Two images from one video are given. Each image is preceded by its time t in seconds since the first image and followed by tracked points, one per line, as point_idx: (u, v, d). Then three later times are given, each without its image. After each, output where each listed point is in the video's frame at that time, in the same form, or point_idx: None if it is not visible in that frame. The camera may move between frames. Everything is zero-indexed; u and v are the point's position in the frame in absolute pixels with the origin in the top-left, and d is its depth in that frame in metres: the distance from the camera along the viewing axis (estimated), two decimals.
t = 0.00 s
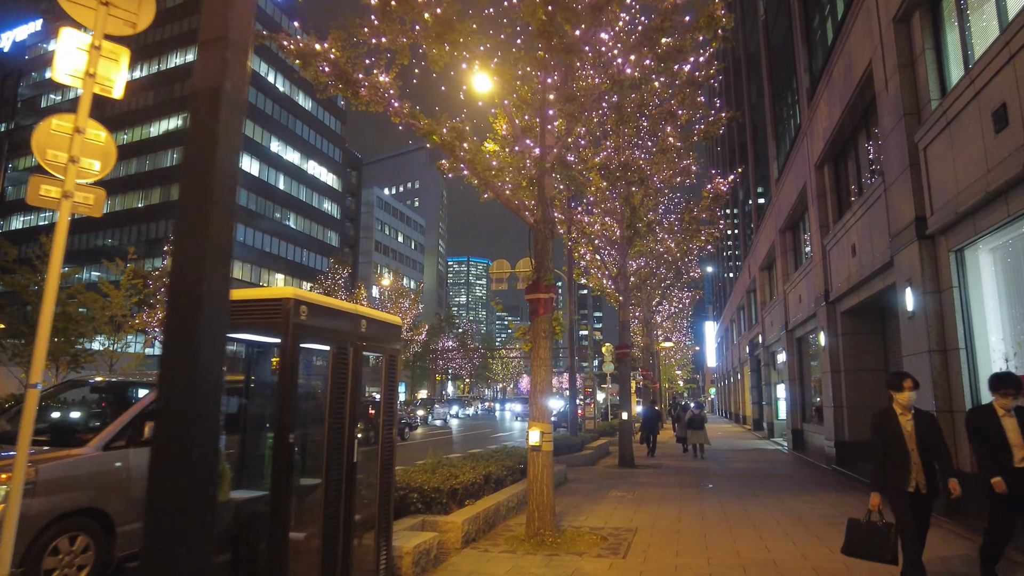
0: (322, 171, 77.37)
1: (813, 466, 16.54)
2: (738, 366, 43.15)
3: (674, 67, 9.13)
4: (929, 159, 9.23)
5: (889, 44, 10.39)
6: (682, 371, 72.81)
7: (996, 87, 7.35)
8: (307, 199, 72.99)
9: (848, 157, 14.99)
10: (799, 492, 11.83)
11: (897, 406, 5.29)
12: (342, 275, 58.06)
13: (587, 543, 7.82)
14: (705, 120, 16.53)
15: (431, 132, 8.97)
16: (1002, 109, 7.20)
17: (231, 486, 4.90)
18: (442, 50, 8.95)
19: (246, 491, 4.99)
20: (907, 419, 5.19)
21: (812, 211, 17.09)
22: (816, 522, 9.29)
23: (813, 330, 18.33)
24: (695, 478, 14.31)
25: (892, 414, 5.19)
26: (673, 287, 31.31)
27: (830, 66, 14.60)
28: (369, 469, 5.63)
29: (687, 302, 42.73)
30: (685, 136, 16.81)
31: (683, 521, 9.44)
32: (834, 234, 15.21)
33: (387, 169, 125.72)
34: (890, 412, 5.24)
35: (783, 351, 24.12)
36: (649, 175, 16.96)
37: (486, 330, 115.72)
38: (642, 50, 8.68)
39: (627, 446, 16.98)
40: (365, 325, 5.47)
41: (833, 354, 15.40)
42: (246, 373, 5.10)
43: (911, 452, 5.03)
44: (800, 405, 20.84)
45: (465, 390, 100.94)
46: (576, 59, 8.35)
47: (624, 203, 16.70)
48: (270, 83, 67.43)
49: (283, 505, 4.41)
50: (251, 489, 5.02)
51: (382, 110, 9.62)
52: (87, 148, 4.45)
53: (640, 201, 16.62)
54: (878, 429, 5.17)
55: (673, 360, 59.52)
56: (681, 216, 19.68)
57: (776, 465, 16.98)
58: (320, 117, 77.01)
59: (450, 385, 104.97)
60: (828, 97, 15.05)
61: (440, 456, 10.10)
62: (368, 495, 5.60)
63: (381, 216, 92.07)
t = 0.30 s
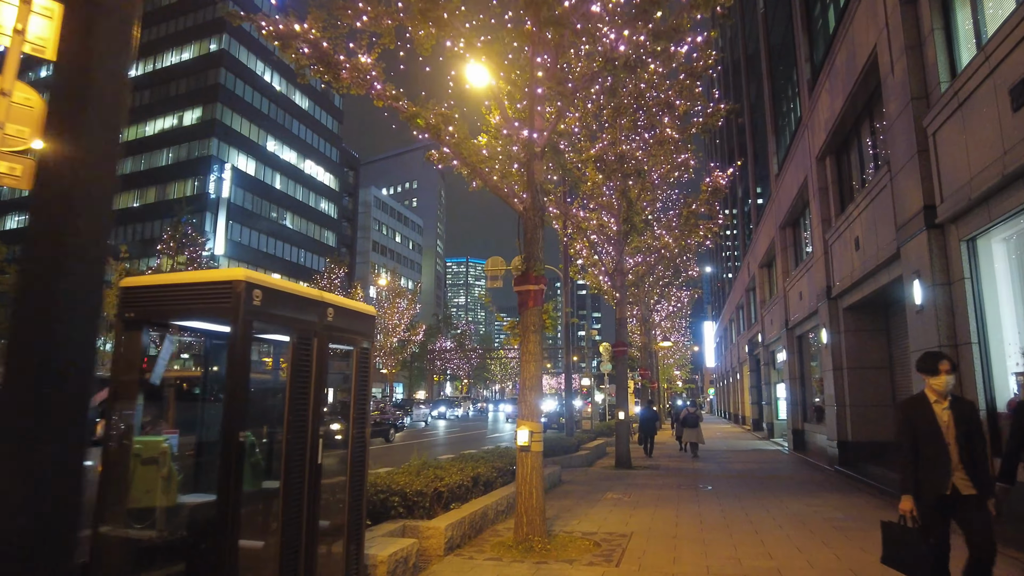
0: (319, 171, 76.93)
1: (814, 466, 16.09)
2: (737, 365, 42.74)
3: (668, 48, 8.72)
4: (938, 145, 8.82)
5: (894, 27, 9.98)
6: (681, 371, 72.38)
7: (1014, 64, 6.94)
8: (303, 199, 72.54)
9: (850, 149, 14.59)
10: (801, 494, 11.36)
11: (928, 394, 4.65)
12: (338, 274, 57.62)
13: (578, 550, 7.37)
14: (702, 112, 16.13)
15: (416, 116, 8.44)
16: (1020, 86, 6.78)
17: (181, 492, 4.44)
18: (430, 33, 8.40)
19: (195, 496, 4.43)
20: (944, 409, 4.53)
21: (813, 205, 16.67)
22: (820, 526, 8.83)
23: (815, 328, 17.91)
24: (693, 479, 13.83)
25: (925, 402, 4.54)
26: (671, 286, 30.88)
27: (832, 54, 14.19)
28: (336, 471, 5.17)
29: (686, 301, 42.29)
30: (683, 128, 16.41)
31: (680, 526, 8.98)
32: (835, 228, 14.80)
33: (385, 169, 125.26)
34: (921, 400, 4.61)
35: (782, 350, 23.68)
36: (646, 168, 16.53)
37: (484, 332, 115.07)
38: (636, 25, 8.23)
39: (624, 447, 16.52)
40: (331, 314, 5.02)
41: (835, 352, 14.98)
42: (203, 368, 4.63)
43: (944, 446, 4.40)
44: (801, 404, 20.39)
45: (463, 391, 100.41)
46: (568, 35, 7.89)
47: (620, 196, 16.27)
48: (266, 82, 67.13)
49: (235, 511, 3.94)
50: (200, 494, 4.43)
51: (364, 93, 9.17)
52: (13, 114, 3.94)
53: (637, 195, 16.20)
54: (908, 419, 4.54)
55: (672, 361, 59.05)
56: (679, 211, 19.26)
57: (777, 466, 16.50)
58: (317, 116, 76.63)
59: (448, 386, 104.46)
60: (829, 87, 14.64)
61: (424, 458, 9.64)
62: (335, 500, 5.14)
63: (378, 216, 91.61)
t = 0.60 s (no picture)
0: (316, 170, 76.50)
1: (818, 469, 15.63)
2: (736, 365, 42.35)
3: (666, 26, 8.28)
4: (952, 132, 8.35)
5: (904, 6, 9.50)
6: (681, 371, 71.96)
7: None
8: (301, 198, 72.10)
9: (855, 141, 14.13)
10: (807, 498, 10.88)
11: (995, 402, 3.67)
12: (335, 273, 57.19)
13: (571, 562, 6.82)
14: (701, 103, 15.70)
15: (399, 99, 7.94)
16: None
17: (119, 502, 3.80)
18: (417, 14, 7.95)
19: (136, 505, 3.68)
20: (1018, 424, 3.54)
21: (816, 199, 16.23)
22: (824, 532, 8.42)
23: (818, 325, 17.46)
24: (693, 482, 13.36)
25: (991, 413, 3.56)
26: (671, 284, 30.49)
27: (836, 43, 13.74)
28: (299, 477, 4.70)
29: (684, 300, 41.97)
30: (682, 120, 15.99)
31: (680, 532, 8.52)
32: (840, 223, 14.35)
33: (384, 169, 125.05)
34: (981, 407, 3.66)
35: (784, 349, 23.24)
36: (644, 160, 16.12)
37: (483, 331, 114.71)
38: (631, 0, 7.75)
39: (622, 447, 16.14)
40: (293, 305, 4.57)
41: (840, 351, 14.54)
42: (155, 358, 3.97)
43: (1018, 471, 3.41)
44: (804, 404, 19.94)
45: (462, 391, 100.07)
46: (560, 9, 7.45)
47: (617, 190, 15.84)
48: (263, 80, 66.84)
49: (170, 528, 3.48)
50: (141, 502, 3.65)
51: (346, 76, 8.74)
52: None
53: (634, 189, 15.78)
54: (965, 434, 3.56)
55: (671, 360, 58.72)
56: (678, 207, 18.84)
57: (780, 468, 16.04)
58: (315, 114, 76.23)
59: (447, 386, 104.13)
60: (834, 76, 14.18)
61: (409, 462, 9.16)
62: (298, 509, 4.66)
63: (376, 216, 91.19)
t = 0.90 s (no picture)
0: (314, 168, 76.05)
1: (822, 470, 15.19)
2: (736, 365, 41.90)
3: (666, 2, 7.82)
4: (969, 115, 7.86)
5: None
6: (682, 371, 71.56)
7: None
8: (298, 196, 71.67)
9: (862, 131, 13.65)
10: (811, 501, 10.40)
11: None
12: (332, 272, 56.77)
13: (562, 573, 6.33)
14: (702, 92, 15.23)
15: (381, 78, 7.49)
16: None
17: (39, 512, 3.24)
18: None
19: (46, 516, 3.17)
20: None
21: (820, 192, 15.78)
22: (832, 537, 7.98)
23: (822, 322, 16.99)
24: (692, 484, 12.89)
25: None
26: (671, 282, 30.04)
27: (841, 29, 13.27)
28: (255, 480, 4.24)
29: (683, 299, 41.54)
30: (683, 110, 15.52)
31: (677, 537, 8.05)
32: (845, 215, 13.89)
33: (383, 168, 124.65)
34: None
35: (786, 347, 22.73)
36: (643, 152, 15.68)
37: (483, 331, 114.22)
38: None
39: (620, 448, 15.71)
40: (245, 291, 4.11)
41: (844, 348, 14.08)
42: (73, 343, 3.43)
43: None
44: (806, 404, 19.50)
45: (461, 391, 99.64)
46: None
47: (614, 182, 15.37)
48: (261, 77, 66.45)
49: (87, 548, 3.02)
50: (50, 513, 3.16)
51: (325, 56, 8.28)
52: None
53: (633, 181, 15.32)
54: None
55: (671, 360, 58.25)
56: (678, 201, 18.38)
57: (782, 469, 15.57)
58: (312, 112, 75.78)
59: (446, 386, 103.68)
60: (839, 64, 13.72)
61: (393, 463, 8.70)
62: (252, 517, 4.19)
63: (375, 214, 90.74)
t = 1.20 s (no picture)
0: (312, 167, 75.62)
1: (823, 471, 14.76)
2: (736, 364, 41.43)
3: None
4: (980, 96, 7.45)
5: None
6: (680, 370, 71.07)
7: None
8: (295, 195, 71.25)
9: (865, 121, 13.22)
10: (814, 504, 9.96)
11: None
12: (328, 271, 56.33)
13: None
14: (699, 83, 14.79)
15: (357, 56, 7.04)
16: None
17: None
18: None
19: None
20: None
21: (820, 185, 15.36)
22: (835, 543, 7.58)
23: (823, 319, 16.57)
24: (689, 486, 12.45)
25: None
26: (669, 279, 29.65)
27: (843, 14, 12.84)
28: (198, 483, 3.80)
29: (681, 297, 41.16)
30: (681, 100, 15.08)
31: (673, 543, 7.59)
32: (847, 207, 13.45)
33: (381, 168, 124.30)
34: None
35: (786, 346, 22.29)
36: (639, 144, 15.29)
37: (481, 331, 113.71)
38: None
39: (615, 449, 15.30)
40: (183, 273, 3.73)
41: (847, 345, 13.65)
42: None
43: None
44: (807, 403, 19.08)
45: (459, 392, 99.15)
46: None
47: (610, 175, 14.96)
48: (257, 76, 66.10)
49: None
50: None
51: (299, 33, 7.81)
52: None
53: (628, 174, 14.90)
54: None
55: (670, 360, 57.78)
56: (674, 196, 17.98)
57: (783, 471, 15.12)
58: (309, 111, 75.42)
59: (444, 386, 103.25)
60: (840, 51, 13.30)
61: (372, 465, 8.26)
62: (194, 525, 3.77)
63: (373, 214, 90.31)
